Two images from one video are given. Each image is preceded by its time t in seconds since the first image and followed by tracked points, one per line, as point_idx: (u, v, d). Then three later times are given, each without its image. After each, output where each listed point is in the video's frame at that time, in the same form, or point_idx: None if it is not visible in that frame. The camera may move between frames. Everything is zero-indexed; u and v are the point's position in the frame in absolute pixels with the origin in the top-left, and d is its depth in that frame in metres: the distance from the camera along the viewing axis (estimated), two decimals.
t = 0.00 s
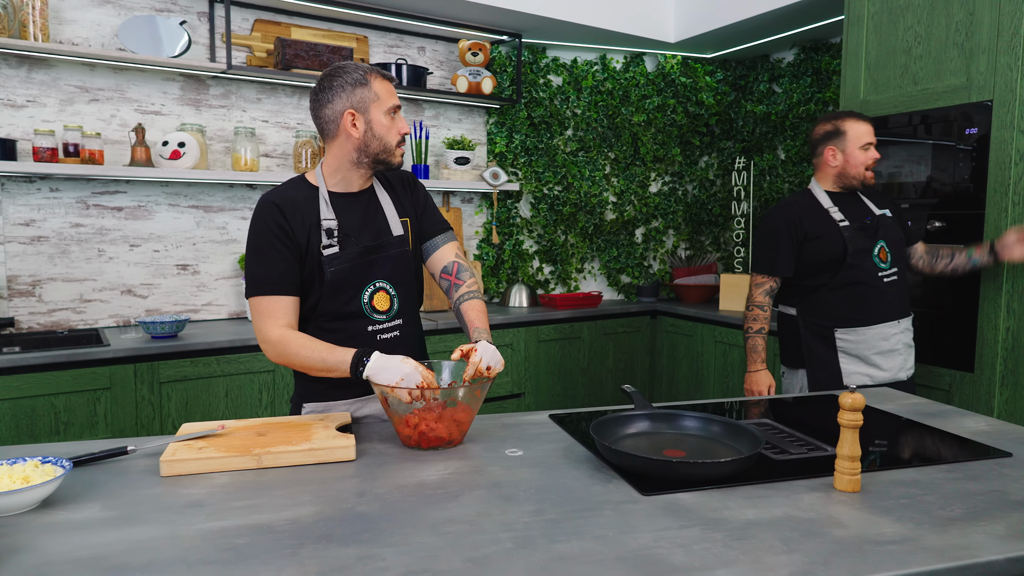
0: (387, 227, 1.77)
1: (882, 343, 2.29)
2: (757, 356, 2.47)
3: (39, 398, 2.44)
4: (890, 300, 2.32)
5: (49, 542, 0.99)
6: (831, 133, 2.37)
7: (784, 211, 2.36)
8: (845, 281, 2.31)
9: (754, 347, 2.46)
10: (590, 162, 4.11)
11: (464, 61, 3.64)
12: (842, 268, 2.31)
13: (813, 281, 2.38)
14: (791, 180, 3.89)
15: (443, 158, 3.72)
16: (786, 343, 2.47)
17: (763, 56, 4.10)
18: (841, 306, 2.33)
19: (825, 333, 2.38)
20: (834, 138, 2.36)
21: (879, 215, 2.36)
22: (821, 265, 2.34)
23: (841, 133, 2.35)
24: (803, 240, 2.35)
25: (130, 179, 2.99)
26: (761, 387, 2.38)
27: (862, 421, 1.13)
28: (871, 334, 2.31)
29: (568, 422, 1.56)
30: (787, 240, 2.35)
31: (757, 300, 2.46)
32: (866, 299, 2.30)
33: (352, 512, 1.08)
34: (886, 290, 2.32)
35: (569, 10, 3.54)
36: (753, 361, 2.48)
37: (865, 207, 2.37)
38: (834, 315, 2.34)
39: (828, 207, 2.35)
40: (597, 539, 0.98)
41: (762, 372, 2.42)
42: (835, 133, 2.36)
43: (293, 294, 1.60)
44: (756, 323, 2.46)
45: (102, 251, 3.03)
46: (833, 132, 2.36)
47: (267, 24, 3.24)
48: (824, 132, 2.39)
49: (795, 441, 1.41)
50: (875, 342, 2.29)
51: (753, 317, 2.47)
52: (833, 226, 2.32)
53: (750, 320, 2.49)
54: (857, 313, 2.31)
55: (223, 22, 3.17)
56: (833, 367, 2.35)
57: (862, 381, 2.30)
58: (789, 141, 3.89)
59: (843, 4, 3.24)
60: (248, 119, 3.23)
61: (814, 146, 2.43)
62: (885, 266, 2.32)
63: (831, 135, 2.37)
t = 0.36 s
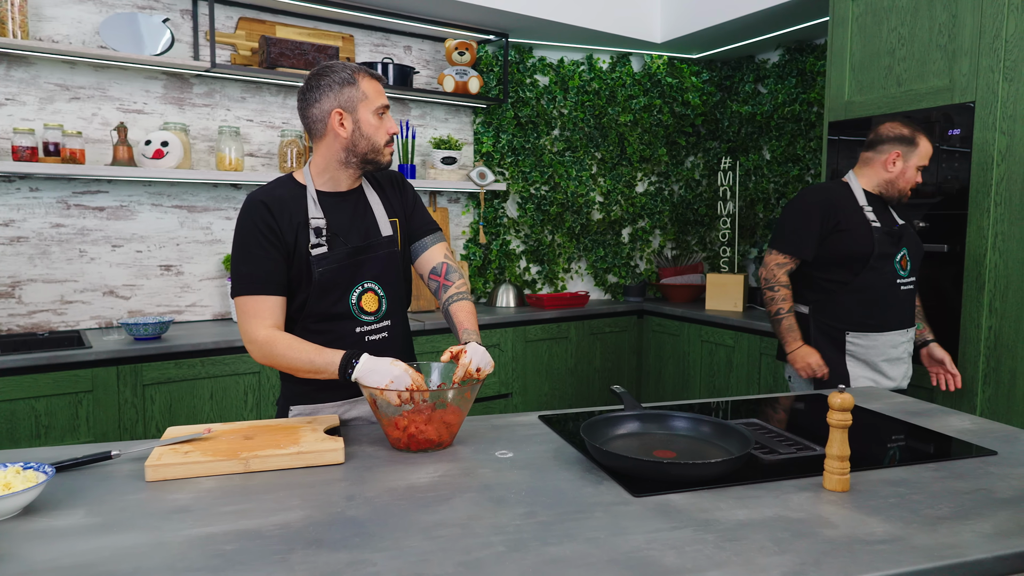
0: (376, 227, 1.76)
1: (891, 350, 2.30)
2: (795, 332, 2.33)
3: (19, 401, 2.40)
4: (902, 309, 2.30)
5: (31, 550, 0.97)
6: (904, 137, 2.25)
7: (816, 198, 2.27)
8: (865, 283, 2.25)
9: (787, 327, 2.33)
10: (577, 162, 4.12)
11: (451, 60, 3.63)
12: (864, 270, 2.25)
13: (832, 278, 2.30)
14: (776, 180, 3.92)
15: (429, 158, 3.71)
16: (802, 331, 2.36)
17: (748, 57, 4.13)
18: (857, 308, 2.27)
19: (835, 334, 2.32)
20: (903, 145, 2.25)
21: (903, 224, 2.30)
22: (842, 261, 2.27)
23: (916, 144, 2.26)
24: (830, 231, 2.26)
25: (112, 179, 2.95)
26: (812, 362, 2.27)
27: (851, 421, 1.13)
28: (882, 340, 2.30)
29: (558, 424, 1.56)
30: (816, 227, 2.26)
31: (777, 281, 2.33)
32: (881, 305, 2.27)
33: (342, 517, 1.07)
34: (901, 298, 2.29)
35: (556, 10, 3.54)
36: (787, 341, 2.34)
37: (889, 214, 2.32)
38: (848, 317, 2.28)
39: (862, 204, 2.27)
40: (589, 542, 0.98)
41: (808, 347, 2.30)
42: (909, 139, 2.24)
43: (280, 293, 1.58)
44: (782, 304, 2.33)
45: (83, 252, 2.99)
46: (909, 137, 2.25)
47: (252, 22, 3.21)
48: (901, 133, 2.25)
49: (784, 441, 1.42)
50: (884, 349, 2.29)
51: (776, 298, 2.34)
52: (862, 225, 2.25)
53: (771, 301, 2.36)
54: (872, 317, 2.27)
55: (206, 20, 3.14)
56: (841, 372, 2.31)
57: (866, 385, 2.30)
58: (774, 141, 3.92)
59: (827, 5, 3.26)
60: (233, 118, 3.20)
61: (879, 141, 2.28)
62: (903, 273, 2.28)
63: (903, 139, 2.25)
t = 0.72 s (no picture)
0: (359, 229, 1.76)
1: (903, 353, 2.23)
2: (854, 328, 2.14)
3: None
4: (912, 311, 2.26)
5: (3, 556, 0.96)
6: (910, 134, 2.19)
7: (851, 190, 2.11)
8: (889, 284, 2.16)
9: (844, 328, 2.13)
10: (560, 163, 4.12)
11: (434, 60, 3.62)
12: (888, 270, 2.16)
13: (859, 278, 2.17)
14: (758, 180, 3.96)
15: (413, 159, 3.70)
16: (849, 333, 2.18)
17: (730, 58, 4.16)
18: (882, 310, 2.17)
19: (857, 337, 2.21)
20: (908, 142, 2.20)
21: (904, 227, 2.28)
22: (872, 261, 2.15)
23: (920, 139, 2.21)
24: (863, 228, 2.13)
25: (90, 179, 2.91)
26: (886, 352, 2.12)
27: (828, 420, 1.15)
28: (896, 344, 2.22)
29: (540, 424, 1.56)
30: (853, 225, 2.10)
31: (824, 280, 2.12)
32: (900, 308, 2.19)
33: (321, 519, 1.06)
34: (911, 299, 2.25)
35: (539, 11, 3.55)
36: (848, 341, 2.14)
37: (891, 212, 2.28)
38: (872, 319, 2.17)
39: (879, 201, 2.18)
40: (569, 542, 0.98)
41: (871, 337, 2.14)
42: (912, 135, 2.19)
43: (262, 294, 1.57)
44: (832, 305, 2.12)
45: (60, 253, 2.95)
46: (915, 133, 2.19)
47: (232, 21, 3.18)
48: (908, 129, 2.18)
49: (763, 440, 1.43)
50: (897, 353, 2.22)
51: (824, 300, 2.12)
52: (888, 222, 2.16)
53: (819, 305, 2.13)
54: (894, 319, 2.19)
55: (187, 19, 3.11)
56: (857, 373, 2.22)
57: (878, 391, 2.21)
58: (756, 142, 3.95)
59: (807, 8, 3.30)
60: (213, 118, 3.17)
61: (885, 138, 2.20)
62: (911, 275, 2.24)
63: (906, 135, 2.19)
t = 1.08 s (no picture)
0: (349, 228, 1.75)
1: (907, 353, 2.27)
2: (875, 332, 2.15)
3: None
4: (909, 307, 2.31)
5: None
6: (889, 121, 2.18)
7: (855, 196, 2.10)
8: (895, 284, 2.19)
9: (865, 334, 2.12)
10: (550, 162, 4.12)
11: (423, 59, 3.61)
12: (893, 270, 2.19)
13: (866, 282, 2.18)
14: (747, 179, 3.97)
15: (402, 157, 3.69)
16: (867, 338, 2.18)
17: (719, 58, 4.18)
18: (890, 311, 2.19)
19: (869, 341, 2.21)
20: (888, 129, 2.19)
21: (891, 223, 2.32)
22: (878, 263, 2.16)
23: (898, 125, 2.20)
24: (869, 233, 2.12)
25: (76, 177, 2.88)
26: (911, 350, 2.16)
27: (814, 417, 1.15)
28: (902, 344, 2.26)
29: (528, 423, 1.55)
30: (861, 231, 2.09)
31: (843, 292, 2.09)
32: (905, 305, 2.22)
33: (307, 519, 1.05)
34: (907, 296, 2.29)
35: (529, 10, 3.55)
36: (873, 346, 2.14)
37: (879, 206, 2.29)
38: (882, 321, 2.18)
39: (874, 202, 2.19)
40: (556, 540, 0.98)
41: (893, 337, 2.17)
42: (891, 121, 2.18)
43: (250, 292, 1.56)
44: (852, 316, 2.10)
45: (45, 252, 2.92)
46: (892, 118, 2.18)
47: (220, 19, 3.16)
48: (884, 116, 2.18)
49: (751, 438, 1.43)
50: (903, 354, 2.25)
51: (844, 312, 2.10)
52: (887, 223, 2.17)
53: (840, 318, 2.10)
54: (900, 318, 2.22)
55: (173, 17, 3.08)
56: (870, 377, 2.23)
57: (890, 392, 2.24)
58: (745, 141, 3.97)
59: (796, 7, 3.31)
60: (200, 116, 3.14)
61: (865, 128, 2.20)
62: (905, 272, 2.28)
63: (885, 122, 2.18)
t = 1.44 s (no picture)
0: (345, 228, 1.74)
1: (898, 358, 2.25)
2: (851, 339, 2.13)
3: None
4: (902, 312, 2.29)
5: None
6: (878, 120, 2.16)
7: (841, 201, 2.10)
8: (884, 289, 2.17)
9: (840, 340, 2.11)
10: (547, 162, 4.12)
11: (420, 59, 3.61)
12: (882, 275, 2.17)
13: (853, 287, 2.17)
14: (743, 180, 3.98)
15: (399, 157, 3.68)
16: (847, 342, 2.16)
17: (716, 58, 4.18)
18: (876, 316, 2.18)
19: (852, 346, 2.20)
20: (879, 128, 2.17)
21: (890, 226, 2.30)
22: (864, 268, 2.15)
23: (891, 121, 2.16)
24: (854, 238, 2.12)
25: (71, 178, 2.87)
26: (886, 361, 2.12)
27: (812, 418, 1.15)
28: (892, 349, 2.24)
29: (525, 424, 1.55)
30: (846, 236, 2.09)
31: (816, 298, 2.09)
32: (895, 311, 2.20)
33: (303, 522, 1.05)
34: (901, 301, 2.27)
35: (526, 10, 3.54)
36: (847, 353, 2.13)
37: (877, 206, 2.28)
38: (867, 326, 2.18)
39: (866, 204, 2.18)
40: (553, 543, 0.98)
41: (869, 346, 2.13)
42: (883, 120, 2.16)
43: (245, 292, 1.55)
44: (826, 321, 2.09)
45: (40, 253, 2.91)
46: (881, 117, 2.16)
47: (215, 18, 3.15)
48: (871, 115, 2.17)
49: (749, 439, 1.43)
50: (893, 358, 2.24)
51: (817, 317, 2.10)
52: (879, 227, 2.16)
53: (812, 322, 2.11)
54: (889, 324, 2.20)
55: (168, 16, 3.07)
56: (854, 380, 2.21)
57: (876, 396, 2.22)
58: (741, 141, 3.97)
59: (792, 7, 3.31)
60: (195, 117, 3.13)
61: (853, 129, 2.20)
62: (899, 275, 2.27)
63: (876, 121, 2.17)
